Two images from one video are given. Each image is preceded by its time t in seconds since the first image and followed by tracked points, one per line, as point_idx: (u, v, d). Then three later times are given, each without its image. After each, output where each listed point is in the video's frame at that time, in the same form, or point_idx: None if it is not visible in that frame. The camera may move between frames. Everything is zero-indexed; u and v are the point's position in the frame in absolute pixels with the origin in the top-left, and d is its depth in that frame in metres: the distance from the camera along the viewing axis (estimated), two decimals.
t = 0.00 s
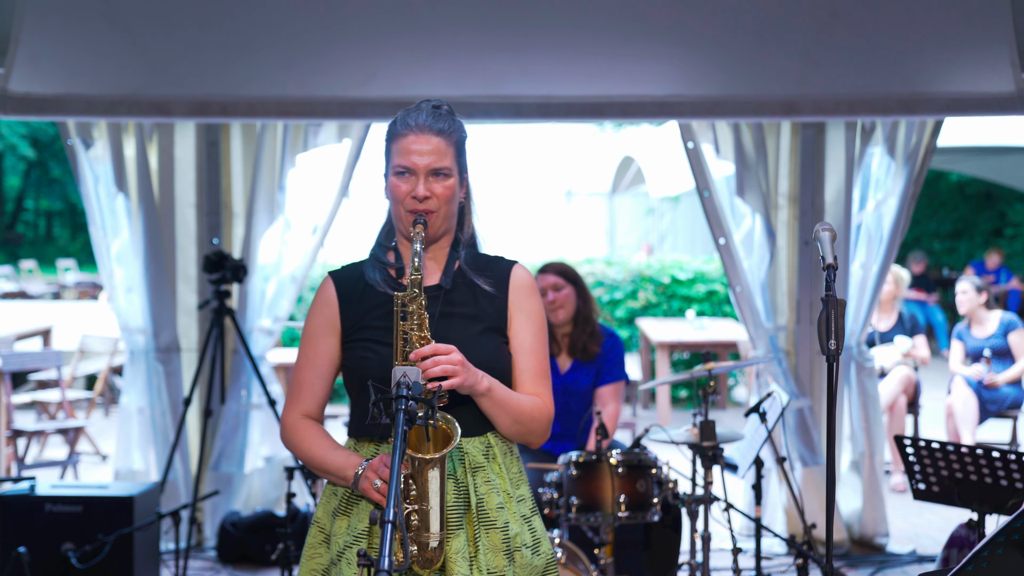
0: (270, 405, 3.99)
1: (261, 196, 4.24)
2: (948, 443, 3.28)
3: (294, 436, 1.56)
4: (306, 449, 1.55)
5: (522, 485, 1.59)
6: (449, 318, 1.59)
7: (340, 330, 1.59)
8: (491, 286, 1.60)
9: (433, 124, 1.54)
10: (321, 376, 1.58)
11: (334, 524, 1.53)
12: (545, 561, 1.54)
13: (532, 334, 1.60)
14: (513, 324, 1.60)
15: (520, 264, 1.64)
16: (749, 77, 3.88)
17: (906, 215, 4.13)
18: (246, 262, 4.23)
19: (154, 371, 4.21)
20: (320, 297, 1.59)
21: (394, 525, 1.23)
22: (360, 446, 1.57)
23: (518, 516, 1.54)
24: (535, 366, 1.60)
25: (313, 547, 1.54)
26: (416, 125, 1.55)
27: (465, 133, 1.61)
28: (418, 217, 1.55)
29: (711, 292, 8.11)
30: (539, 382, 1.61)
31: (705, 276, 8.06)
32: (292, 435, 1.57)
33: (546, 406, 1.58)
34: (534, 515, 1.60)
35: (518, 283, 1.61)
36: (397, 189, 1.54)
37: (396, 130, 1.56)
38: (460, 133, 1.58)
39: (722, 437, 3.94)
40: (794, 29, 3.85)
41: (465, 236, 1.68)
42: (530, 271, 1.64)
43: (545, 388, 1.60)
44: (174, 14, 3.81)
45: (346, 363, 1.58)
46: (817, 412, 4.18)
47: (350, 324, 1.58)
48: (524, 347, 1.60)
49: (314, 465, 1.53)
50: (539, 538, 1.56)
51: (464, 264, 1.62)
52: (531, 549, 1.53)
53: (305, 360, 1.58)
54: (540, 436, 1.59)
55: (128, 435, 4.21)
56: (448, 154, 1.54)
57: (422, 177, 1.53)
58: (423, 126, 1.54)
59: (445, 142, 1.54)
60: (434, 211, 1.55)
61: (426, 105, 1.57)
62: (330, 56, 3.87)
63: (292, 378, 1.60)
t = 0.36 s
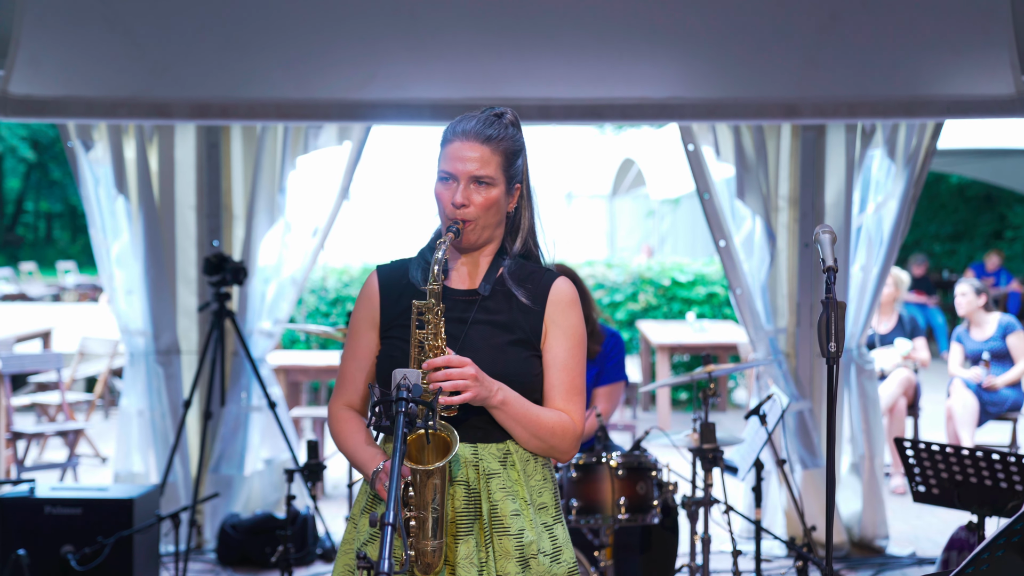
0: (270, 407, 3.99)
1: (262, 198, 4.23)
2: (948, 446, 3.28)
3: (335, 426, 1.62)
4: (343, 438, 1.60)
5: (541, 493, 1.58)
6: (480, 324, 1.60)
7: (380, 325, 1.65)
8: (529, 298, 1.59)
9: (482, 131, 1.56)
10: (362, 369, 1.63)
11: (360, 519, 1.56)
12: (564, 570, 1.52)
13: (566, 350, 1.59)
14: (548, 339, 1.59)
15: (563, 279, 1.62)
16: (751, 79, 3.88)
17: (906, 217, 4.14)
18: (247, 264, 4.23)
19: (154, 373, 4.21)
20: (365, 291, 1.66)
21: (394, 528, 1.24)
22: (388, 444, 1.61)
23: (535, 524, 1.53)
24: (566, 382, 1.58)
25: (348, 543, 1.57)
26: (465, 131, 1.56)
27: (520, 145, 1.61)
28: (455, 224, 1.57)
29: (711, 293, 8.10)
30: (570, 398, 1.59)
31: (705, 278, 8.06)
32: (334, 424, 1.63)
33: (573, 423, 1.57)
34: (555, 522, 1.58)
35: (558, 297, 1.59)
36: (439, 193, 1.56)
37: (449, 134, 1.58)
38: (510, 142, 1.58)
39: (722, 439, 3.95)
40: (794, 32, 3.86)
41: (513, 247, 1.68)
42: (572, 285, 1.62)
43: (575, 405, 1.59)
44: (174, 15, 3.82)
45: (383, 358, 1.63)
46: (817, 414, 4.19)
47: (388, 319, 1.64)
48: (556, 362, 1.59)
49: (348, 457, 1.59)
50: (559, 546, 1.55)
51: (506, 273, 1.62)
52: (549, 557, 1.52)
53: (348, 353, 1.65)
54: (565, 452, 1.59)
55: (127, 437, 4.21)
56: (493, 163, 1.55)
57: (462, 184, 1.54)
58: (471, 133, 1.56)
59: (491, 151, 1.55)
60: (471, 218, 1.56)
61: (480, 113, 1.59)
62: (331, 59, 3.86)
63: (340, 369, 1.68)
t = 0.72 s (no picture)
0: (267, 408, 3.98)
1: (258, 199, 4.23)
2: (945, 447, 3.29)
3: (329, 424, 1.61)
4: (339, 437, 1.59)
5: (539, 491, 1.58)
6: (482, 323, 1.60)
7: (379, 323, 1.65)
8: (528, 298, 1.59)
9: (485, 130, 1.56)
10: (360, 367, 1.64)
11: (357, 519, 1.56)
12: (563, 568, 1.52)
13: (565, 350, 1.59)
14: (548, 338, 1.60)
15: (563, 279, 1.62)
16: (748, 80, 3.88)
17: (903, 218, 4.14)
18: (244, 264, 4.23)
19: (150, 374, 4.20)
20: (364, 289, 1.66)
21: (391, 529, 1.25)
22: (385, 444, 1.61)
23: (534, 522, 1.53)
24: (565, 382, 1.59)
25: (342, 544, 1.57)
26: (468, 130, 1.56)
27: (521, 143, 1.60)
28: (458, 224, 1.57)
29: (707, 294, 8.11)
30: (569, 397, 1.59)
31: (702, 279, 8.07)
32: (327, 422, 1.62)
33: (572, 422, 1.57)
34: (554, 520, 1.58)
35: (557, 297, 1.60)
36: (442, 193, 1.56)
37: (451, 133, 1.57)
38: (514, 141, 1.58)
39: (719, 441, 3.95)
40: (790, 33, 3.87)
41: (513, 245, 1.68)
42: (571, 285, 1.63)
43: (575, 404, 1.59)
44: (171, 16, 3.81)
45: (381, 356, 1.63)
46: (814, 414, 4.20)
47: (388, 318, 1.64)
48: (555, 361, 1.59)
49: (343, 456, 1.59)
50: (557, 544, 1.54)
51: (506, 273, 1.62)
52: (547, 555, 1.51)
53: (345, 351, 1.65)
54: (564, 451, 1.59)
55: (124, 438, 4.22)
56: (497, 163, 1.55)
57: (466, 184, 1.54)
58: (473, 133, 1.55)
59: (494, 150, 1.55)
60: (475, 218, 1.56)
61: (482, 111, 1.58)
62: (328, 59, 3.86)
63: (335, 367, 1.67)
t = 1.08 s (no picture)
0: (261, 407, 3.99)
1: (253, 199, 4.23)
2: (939, 446, 3.30)
3: (290, 434, 1.57)
4: (301, 447, 1.56)
5: (513, 485, 1.60)
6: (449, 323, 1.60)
7: (341, 328, 1.61)
8: (491, 293, 1.62)
9: (451, 130, 1.56)
10: (319, 374, 1.59)
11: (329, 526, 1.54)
12: (538, 561, 1.56)
13: (530, 345, 1.62)
14: (514, 335, 1.62)
15: (523, 276, 1.66)
16: (742, 80, 3.89)
17: (897, 218, 4.15)
18: (238, 264, 4.22)
19: (145, 374, 4.20)
20: (321, 294, 1.61)
21: (385, 528, 1.23)
22: (355, 448, 1.58)
23: (512, 517, 1.56)
24: (530, 377, 1.62)
25: (308, 548, 1.56)
26: (434, 130, 1.56)
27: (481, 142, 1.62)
28: (428, 224, 1.57)
29: (702, 294, 8.12)
30: (532, 392, 1.63)
31: (697, 279, 8.08)
32: (286, 432, 1.58)
33: (539, 417, 1.61)
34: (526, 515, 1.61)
35: (520, 294, 1.63)
36: (411, 194, 1.55)
37: (416, 134, 1.57)
38: (477, 141, 1.60)
39: (713, 440, 3.95)
40: (784, 33, 3.88)
41: (472, 240, 1.68)
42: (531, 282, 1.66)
43: (538, 398, 1.63)
44: (165, 16, 3.81)
45: (344, 362, 1.60)
46: (808, 413, 4.20)
47: (350, 324, 1.60)
48: (522, 357, 1.62)
49: (308, 465, 1.55)
50: (532, 538, 1.58)
51: (467, 270, 1.64)
52: (525, 549, 1.54)
53: (304, 357, 1.59)
54: (531, 445, 1.63)
55: (118, 438, 4.20)
56: (464, 162, 1.56)
57: (436, 184, 1.54)
58: (441, 132, 1.56)
59: (461, 150, 1.56)
60: (445, 218, 1.57)
61: (446, 110, 1.59)
62: (323, 59, 3.86)
63: (289, 373, 1.62)
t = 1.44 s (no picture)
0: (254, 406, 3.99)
1: (245, 198, 4.23)
2: (931, 445, 3.31)
3: (235, 440, 1.50)
4: (249, 453, 1.49)
5: (466, 486, 1.63)
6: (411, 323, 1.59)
7: (287, 331, 1.55)
8: (440, 290, 1.64)
9: (399, 127, 1.56)
10: (265, 378, 1.53)
11: (285, 530, 1.50)
12: (490, 559, 1.59)
13: (478, 341, 1.64)
14: (462, 331, 1.64)
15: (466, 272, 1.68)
16: (734, 79, 3.90)
17: (890, 217, 4.15)
18: (231, 263, 4.22)
19: (137, 374, 4.19)
20: (265, 296, 1.54)
21: (376, 528, 1.25)
22: (310, 451, 1.55)
23: (468, 516, 1.58)
24: (479, 372, 1.64)
25: (257, 553, 1.50)
26: (382, 127, 1.55)
27: (425, 138, 1.63)
28: (382, 222, 1.56)
29: (695, 293, 8.13)
30: (480, 387, 1.65)
31: (689, 279, 8.09)
32: (229, 438, 1.50)
33: (488, 411, 1.63)
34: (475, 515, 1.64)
35: (465, 290, 1.65)
36: (363, 192, 1.54)
37: (363, 131, 1.55)
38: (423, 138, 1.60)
39: (707, 438, 3.96)
40: (774, 33, 3.88)
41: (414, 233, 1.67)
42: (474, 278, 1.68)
43: (487, 393, 1.64)
44: (155, 15, 3.80)
45: (292, 365, 1.54)
46: (800, 413, 4.21)
47: (299, 326, 1.54)
48: (471, 353, 1.64)
49: (260, 471, 1.49)
50: (483, 537, 1.60)
51: (414, 266, 1.64)
52: (479, 548, 1.57)
53: (248, 361, 1.52)
54: (481, 440, 1.64)
55: (111, 437, 4.21)
56: (413, 159, 1.56)
57: (388, 182, 1.54)
58: (389, 130, 1.55)
59: (410, 147, 1.56)
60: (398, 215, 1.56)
61: (389, 107, 1.58)
62: (315, 58, 3.86)
63: (228, 378, 1.53)
